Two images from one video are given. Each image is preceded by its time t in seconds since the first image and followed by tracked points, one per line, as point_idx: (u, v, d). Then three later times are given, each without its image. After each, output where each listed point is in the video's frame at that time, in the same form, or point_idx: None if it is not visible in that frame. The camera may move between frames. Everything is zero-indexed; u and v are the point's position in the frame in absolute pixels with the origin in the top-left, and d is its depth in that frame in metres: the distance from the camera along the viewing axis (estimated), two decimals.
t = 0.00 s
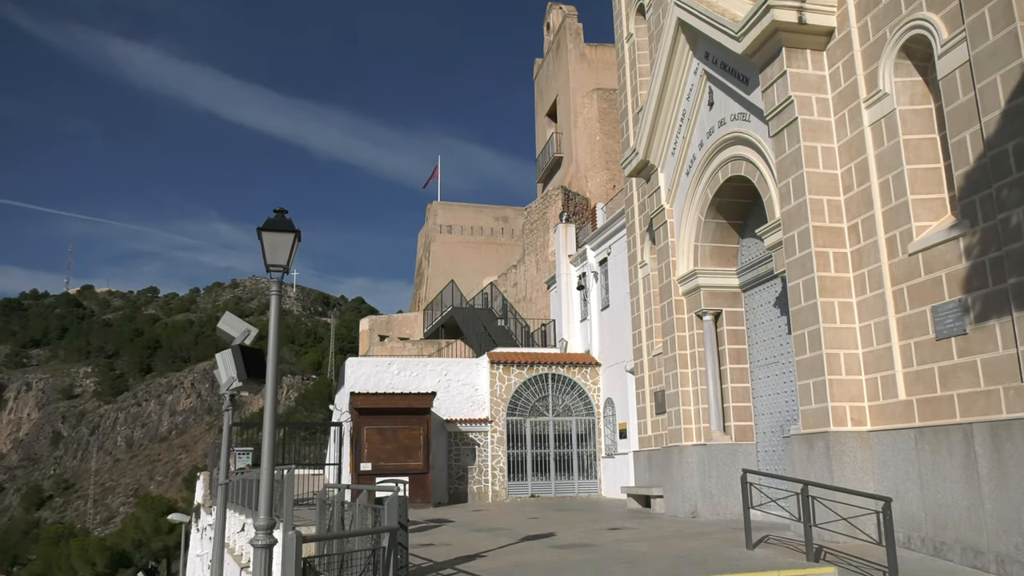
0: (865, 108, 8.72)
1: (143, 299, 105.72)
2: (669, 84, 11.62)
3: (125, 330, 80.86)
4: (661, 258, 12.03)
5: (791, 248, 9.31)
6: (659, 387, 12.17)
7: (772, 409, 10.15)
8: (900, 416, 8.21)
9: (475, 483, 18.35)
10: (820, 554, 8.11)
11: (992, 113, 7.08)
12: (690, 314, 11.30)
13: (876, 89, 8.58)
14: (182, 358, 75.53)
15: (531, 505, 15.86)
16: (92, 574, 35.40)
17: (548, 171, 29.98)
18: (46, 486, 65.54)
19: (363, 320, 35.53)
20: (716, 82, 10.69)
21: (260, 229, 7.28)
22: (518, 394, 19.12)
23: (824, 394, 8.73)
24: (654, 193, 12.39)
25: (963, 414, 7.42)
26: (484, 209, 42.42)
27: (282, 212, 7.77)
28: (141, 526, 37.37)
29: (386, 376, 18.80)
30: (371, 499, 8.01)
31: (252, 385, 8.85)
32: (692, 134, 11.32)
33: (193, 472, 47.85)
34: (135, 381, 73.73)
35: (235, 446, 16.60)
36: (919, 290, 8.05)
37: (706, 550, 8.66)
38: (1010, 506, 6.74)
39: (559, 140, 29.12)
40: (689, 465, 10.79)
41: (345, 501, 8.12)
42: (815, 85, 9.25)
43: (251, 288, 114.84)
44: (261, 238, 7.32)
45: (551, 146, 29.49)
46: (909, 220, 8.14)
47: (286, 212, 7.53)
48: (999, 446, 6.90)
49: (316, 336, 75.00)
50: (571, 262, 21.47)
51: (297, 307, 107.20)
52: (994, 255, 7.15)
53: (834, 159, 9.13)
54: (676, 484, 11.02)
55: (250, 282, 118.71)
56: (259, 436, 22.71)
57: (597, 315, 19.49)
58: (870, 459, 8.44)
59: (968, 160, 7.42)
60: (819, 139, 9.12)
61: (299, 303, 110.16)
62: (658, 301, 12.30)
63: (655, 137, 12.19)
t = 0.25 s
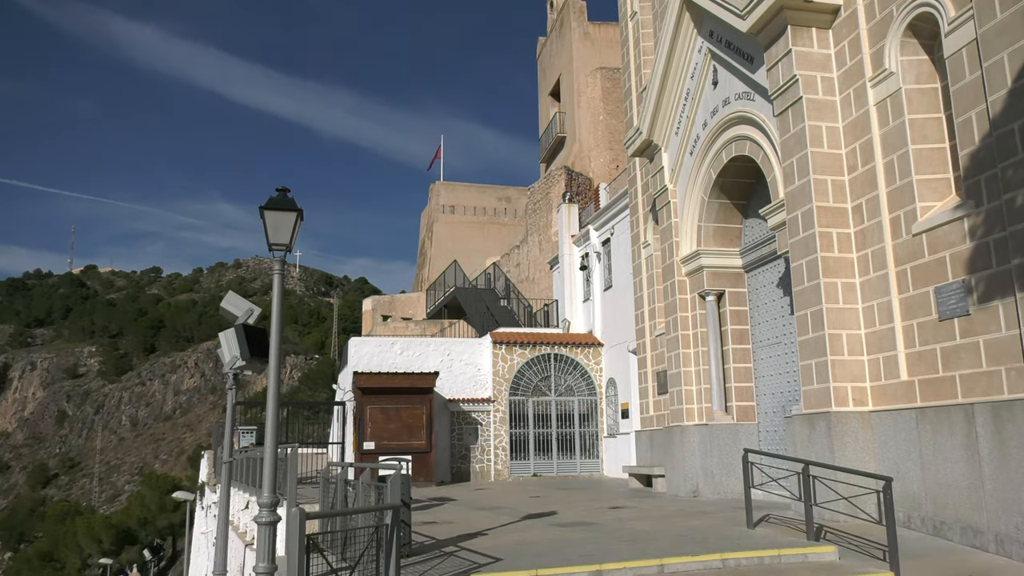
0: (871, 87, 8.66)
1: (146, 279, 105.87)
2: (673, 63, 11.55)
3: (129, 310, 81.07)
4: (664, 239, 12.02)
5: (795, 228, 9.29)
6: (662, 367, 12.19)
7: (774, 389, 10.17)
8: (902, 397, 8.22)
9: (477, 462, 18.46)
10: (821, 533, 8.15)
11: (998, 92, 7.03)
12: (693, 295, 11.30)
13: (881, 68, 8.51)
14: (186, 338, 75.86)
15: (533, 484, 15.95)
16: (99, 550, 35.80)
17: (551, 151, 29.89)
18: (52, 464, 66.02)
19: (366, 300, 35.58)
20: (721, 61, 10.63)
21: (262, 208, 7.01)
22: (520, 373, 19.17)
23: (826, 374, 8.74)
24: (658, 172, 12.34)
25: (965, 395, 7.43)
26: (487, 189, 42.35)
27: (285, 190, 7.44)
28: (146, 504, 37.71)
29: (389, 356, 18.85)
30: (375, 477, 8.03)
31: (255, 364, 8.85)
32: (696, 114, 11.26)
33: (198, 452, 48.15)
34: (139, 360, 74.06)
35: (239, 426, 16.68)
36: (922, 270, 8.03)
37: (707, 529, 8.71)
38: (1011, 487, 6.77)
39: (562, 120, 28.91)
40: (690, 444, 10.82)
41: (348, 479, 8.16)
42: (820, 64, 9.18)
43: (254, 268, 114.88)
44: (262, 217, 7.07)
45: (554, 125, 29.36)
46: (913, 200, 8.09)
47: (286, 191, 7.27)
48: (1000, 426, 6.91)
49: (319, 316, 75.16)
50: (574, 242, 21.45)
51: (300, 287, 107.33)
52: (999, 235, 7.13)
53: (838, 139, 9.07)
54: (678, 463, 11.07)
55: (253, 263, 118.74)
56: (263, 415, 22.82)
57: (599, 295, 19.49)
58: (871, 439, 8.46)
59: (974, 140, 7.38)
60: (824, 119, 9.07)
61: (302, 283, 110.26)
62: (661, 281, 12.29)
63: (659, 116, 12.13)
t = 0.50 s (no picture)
0: (876, 67, 8.59)
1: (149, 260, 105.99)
2: (677, 43, 11.48)
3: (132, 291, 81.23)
4: (667, 220, 11.99)
5: (798, 209, 9.26)
6: (664, 348, 12.21)
7: (777, 371, 10.19)
8: (904, 378, 8.23)
9: (480, 443, 18.55)
10: (821, 513, 8.19)
11: (1005, 73, 6.98)
12: (696, 276, 11.29)
13: (887, 48, 8.44)
14: (189, 319, 76.05)
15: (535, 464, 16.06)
16: (104, 529, 36.10)
17: (554, 131, 29.77)
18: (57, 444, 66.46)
19: (369, 281, 35.61)
20: (726, 41, 10.54)
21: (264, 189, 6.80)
22: (523, 354, 19.21)
23: (828, 355, 8.74)
24: (661, 153, 12.29)
25: (967, 376, 7.44)
26: (490, 170, 42.23)
27: (286, 169, 7.20)
28: (151, 483, 38.00)
29: (391, 337, 18.87)
30: (378, 457, 8.07)
31: (258, 344, 8.85)
32: (700, 94, 11.19)
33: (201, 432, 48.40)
34: (143, 340, 74.30)
35: (242, 406, 16.75)
36: (926, 252, 8.01)
37: (708, 509, 8.76)
38: (1012, 468, 6.79)
39: (565, 100, 28.74)
40: (692, 426, 10.86)
41: (351, 459, 8.20)
42: (825, 44, 9.11)
43: (256, 249, 114.91)
44: (265, 198, 6.86)
45: (557, 106, 29.21)
46: (917, 182, 8.06)
47: (288, 170, 7.05)
48: (1002, 407, 6.92)
49: (322, 297, 75.24)
50: (577, 224, 21.42)
51: (302, 268, 107.39)
52: (1003, 217, 7.11)
53: (843, 120, 9.02)
54: (679, 444, 11.12)
55: (255, 244, 118.76)
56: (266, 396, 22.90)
57: (602, 277, 19.49)
58: (873, 420, 8.48)
59: (979, 121, 7.34)
60: (829, 99, 9.02)
61: (305, 263, 110.32)
62: (664, 263, 12.28)
63: (663, 97, 12.06)
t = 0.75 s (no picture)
0: (882, 48, 8.53)
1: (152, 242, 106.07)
2: (682, 24, 11.40)
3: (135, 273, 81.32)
4: (670, 203, 11.96)
5: (802, 191, 9.23)
6: (667, 331, 12.22)
7: (779, 353, 10.20)
8: (907, 361, 8.23)
9: (483, 425, 18.62)
10: (822, 496, 8.23)
11: (1012, 54, 6.92)
12: (699, 259, 11.28)
13: (894, 29, 8.37)
14: (192, 301, 76.20)
15: (538, 446, 16.13)
16: (110, 509, 36.40)
17: (558, 114, 29.66)
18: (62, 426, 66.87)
19: (371, 264, 35.61)
20: (730, 22, 10.47)
21: (267, 169, 6.70)
22: (526, 337, 19.25)
23: (831, 339, 8.75)
24: (665, 136, 12.24)
25: (970, 359, 7.44)
26: (493, 153, 42.10)
27: (291, 151, 7.10)
28: (155, 464, 38.21)
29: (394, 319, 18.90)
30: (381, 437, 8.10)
31: (263, 326, 8.82)
32: (704, 76, 11.13)
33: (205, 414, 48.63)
34: (146, 322, 74.46)
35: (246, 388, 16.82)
36: (930, 235, 7.98)
37: (710, 490, 8.80)
38: (1013, 450, 6.81)
39: (569, 82, 28.65)
40: (694, 408, 10.89)
41: (355, 440, 8.24)
42: (831, 25, 9.04)
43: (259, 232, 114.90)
44: (268, 178, 6.77)
45: (561, 88, 29.07)
46: (922, 164, 8.01)
47: (292, 152, 6.95)
48: (1004, 390, 6.93)
49: (324, 280, 75.25)
50: (580, 206, 21.37)
51: (305, 250, 107.34)
52: (1008, 199, 7.07)
53: (848, 102, 8.97)
54: (681, 427, 11.15)
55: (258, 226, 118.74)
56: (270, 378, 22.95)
57: (605, 260, 19.47)
58: (875, 403, 8.50)
59: (985, 103, 7.30)
60: (834, 81, 8.96)
61: (307, 245, 110.25)
62: (667, 246, 12.27)
63: (667, 78, 12.00)
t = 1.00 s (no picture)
0: (888, 31, 8.46)
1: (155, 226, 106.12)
2: (686, 6, 11.32)
3: (139, 257, 81.39)
4: (673, 186, 11.92)
5: (806, 175, 9.20)
6: (669, 315, 12.22)
7: (782, 337, 10.20)
8: (910, 345, 8.22)
9: (485, 409, 18.68)
10: (824, 479, 8.25)
11: (1019, 37, 6.85)
12: (702, 243, 11.26)
13: (900, 11, 8.30)
14: (195, 285, 76.32)
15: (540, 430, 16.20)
16: (115, 491, 36.64)
17: (561, 96, 29.53)
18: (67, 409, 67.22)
19: (374, 248, 35.60)
20: (735, 4, 10.39)
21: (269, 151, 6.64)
22: (528, 321, 19.27)
23: (834, 323, 8.74)
24: (669, 119, 12.18)
25: (973, 344, 7.43)
26: (495, 136, 41.96)
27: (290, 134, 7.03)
28: (160, 447, 38.40)
29: (397, 303, 18.92)
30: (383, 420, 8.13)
31: (265, 310, 8.79)
32: (708, 59, 11.05)
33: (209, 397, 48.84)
34: (150, 306, 74.62)
35: (249, 371, 16.87)
36: (934, 219, 7.95)
37: (712, 474, 8.83)
38: (1015, 435, 6.82)
39: (573, 65, 28.49)
40: (696, 392, 10.91)
41: (358, 423, 8.27)
42: (837, 7, 8.96)
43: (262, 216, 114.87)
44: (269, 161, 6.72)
45: (564, 71, 28.92)
46: (927, 148, 7.97)
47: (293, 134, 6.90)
48: (1007, 374, 6.93)
49: (327, 264, 75.28)
50: (583, 190, 21.32)
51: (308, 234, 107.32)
52: (1014, 183, 7.04)
53: (853, 85, 8.91)
54: (683, 411, 11.18)
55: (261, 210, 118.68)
56: (273, 361, 23.01)
57: (608, 243, 19.44)
58: (877, 387, 8.50)
59: (992, 86, 7.25)
60: (839, 64, 8.90)
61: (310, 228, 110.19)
62: (670, 230, 12.25)
63: (671, 61, 11.92)
